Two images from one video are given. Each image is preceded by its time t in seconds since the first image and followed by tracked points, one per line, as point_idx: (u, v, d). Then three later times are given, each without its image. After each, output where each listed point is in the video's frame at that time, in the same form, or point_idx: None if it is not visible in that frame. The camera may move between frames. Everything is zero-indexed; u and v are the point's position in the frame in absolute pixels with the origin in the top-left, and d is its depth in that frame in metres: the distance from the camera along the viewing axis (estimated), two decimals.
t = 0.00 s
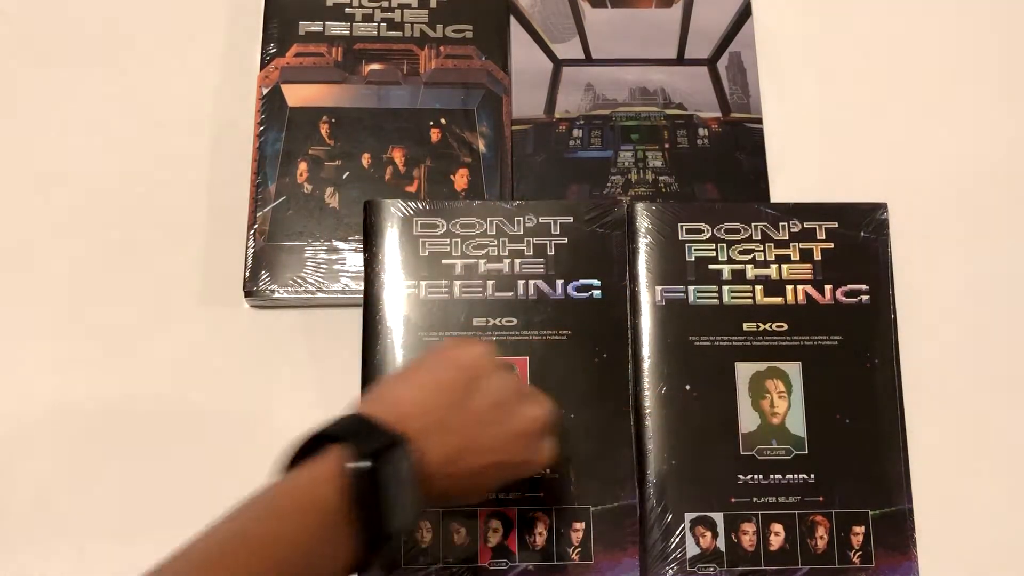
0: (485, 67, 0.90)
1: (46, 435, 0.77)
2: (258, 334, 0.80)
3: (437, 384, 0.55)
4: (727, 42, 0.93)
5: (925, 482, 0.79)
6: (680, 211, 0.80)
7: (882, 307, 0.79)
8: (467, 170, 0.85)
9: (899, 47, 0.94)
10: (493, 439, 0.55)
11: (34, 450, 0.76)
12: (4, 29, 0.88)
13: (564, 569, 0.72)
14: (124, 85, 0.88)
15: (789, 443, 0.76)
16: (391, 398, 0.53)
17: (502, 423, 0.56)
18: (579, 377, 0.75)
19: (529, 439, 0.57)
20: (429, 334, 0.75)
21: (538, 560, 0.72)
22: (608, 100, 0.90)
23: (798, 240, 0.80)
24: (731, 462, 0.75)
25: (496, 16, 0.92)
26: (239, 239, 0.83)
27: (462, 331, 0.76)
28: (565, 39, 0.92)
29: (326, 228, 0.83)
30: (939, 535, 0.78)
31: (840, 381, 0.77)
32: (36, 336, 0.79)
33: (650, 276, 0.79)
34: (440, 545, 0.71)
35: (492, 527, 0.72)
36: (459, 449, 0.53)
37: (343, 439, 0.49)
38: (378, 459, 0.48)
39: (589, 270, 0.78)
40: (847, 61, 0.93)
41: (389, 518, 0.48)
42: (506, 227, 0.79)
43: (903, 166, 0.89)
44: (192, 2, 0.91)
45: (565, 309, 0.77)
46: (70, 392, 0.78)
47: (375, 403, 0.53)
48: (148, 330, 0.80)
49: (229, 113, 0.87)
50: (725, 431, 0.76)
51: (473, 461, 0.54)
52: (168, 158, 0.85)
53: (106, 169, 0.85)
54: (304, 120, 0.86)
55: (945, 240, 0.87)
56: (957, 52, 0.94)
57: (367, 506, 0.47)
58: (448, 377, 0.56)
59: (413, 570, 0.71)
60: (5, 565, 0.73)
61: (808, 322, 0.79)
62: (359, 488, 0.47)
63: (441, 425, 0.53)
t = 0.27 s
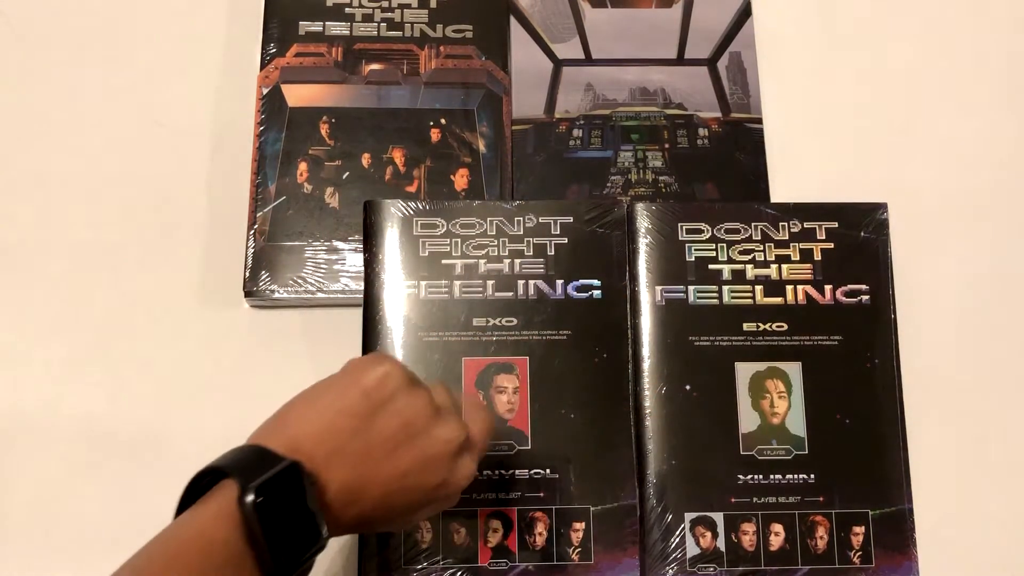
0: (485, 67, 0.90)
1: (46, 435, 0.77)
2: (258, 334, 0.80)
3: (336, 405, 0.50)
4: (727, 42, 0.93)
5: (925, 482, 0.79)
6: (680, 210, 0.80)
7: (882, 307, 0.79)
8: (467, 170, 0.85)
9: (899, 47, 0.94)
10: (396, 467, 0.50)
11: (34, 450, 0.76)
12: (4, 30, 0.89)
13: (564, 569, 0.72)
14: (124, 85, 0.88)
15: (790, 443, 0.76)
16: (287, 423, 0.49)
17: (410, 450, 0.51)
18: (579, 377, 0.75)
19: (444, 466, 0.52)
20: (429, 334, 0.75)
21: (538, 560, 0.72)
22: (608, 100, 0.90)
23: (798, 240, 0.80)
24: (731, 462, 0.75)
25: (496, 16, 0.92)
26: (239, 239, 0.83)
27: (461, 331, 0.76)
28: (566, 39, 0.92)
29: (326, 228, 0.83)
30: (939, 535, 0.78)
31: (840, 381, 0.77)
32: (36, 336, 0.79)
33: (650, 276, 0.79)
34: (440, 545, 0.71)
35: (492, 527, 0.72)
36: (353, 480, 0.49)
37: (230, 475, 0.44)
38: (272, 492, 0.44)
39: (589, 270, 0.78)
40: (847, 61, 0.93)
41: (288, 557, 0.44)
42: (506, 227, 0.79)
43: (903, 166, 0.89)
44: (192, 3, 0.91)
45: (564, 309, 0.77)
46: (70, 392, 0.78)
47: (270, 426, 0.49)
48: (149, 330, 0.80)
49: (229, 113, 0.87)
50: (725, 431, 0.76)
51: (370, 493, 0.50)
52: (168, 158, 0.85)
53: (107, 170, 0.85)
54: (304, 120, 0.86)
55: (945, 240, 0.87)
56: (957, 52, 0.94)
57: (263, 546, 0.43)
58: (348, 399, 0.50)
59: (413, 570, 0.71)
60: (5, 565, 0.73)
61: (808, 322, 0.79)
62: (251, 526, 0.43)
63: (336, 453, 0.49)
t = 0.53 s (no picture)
0: (485, 67, 0.90)
1: (46, 435, 0.77)
2: (258, 334, 0.80)
3: (293, 448, 0.62)
4: (727, 42, 0.93)
5: (924, 482, 0.79)
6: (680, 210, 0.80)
7: (883, 307, 0.79)
8: (467, 170, 0.85)
9: (899, 47, 0.94)
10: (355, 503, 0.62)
11: (35, 450, 0.76)
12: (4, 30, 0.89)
13: (564, 569, 0.72)
14: (124, 85, 0.88)
15: (790, 443, 0.76)
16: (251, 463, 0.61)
17: (363, 486, 0.63)
18: (579, 377, 0.75)
19: (391, 505, 0.64)
20: (429, 334, 0.75)
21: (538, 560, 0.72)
22: (608, 100, 0.90)
23: (798, 240, 0.80)
24: (731, 462, 0.75)
25: (496, 16, 0.92)
26: (239, 240, 0.83)
27: (462, 331, 0.76)
28: (566, 39, 0.92)
29: (326, 228, 0.83)
30: (939, 535, 0.78)
31: (840, 380, 0.77)
32: (36, 336, 0.79)
33: (650, 276, 0.79)
34: (440, 545, 0.71)
35: (492, 527, 0.72)
36: (315, 510, 0.60)
37: (205, 510, 0.53)
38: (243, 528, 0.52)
39: (589, 270, 0.78)
40: (847, 61, 0.93)
41: None
42: (506, 227, 0.79)
43: (903, 166, 0.89)
44: (192, 3, 0.91)
45: (564, 309, 0.77)
46: (70, 392, 0.78)
47: (234, 467, 0.60)
48: (149, 330, 0.80)
49: (229, 113, 0.87)
50: (725, 431, 0.76)
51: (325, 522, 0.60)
52: (169, 158, 0.85)
53: (106, 169, 0.85)
54: (304, 120, 0.86)
55: (945, 240, 0.87)
56: (958, 52, 0.94)
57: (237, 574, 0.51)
58: (311, 440, 0.63)
59: (413, 570, 0.71)
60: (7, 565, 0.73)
61: (809, 322, 0.78)
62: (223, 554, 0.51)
63: (296, 486, 0.60)
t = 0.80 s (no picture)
0: (485, 67, 0.90)
1: (46, 435, 0.77)
2: (258, 334, 0.80)
3: (480, 401, 0.52)
4: (726, 42, 0.93)
5: (924, 482, 0.79)
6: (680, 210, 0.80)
7: (882, 307, 0.79)
8: (467, 170, 0.85)
9: (898, 47, 0.94)
10: (510, 454, 0.50)
11: (35, 449, 0.76)
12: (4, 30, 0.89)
13: (564, 569, 0.72)
14: (125, 85, 0.88)
15: (790, 443, 0.76)
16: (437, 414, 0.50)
17: (537, 442, 0.52)
18: (579, 377, 0.75)
19: (557, 465, 0.54)
20: (429, 334, 0.75)
21: (538, 560, 0.72)
22: (608, 100, 0.90)
23: (798, 240, 0.80)
24: (731, 462, 0.75)
25: (496, 16, 0.92)
26: (239, 240, 0.83)
27: (461, 331, 0.76)
28: (566, 39, 0.92)
29: (326, 228, 0.83)
30: (938, 535, 0.78)
31: (840, 380, 0.77)
32: (36, 336, 0.79)
33: (650, 276, 0.79)
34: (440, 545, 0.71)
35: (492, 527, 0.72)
36: (486, 458, 0.49)
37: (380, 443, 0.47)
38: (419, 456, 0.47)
39: (589, 270, 0.78)
40: (847, 61, 0.93)
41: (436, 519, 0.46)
42: (506, 227, 0.79)
43: (903, 166, 0.89)
44: (192, 3, 0.91)
45: (564, 309, 0.77)
46: (70, 391, 0.78)
47: (408, 414, 0.51)
48: (149, 330, 0.80)
49: (229, 113, 0.87)
50: (725, 431, 0.76)
51: (500, 468, 0.50)
52: (169, 158, 0.85)
53: (107, 169, 0.85)
54: (304, 120, 0.86)
55: (945, 241, 0.87)
56: (958, 52, 0.94)
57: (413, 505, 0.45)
58: (472, 395, 0.52)
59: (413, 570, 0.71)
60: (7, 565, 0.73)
61: (809, 322, 0.78)
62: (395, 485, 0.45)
63: (468, 434, 0.49)
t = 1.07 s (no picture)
0: (485, 67, 0.90)
1: (46, 435, 0.77)
2: (258, 334, 0.80)
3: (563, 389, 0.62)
4: (726, 42, 0.93)
5: (924, 482, 0.79)
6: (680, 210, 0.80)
7: (882, 307, 0.79)
8: (467, 170, 0.85)
9: (898, 47, 0.94)
10: (616, 434, 0.61)
11: (34, 450, 0.76)
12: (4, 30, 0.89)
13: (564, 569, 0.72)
14: (124, 85, 0.88)
15: (790, 443, 0.76)
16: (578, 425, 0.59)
17: (624, 424, 0.62)
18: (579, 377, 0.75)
19: (642, 443, 0.64)
20: (429, 334, 0.75)
21: (538, 560, 0.72)
22: (608, 100, 0.90)
23: (798, 240, 0.80)
24: (731, 462, 0.75)
25: (496, 16, 0.92)
26: (239, 240, 0.83)
27: (461, 331, 0.76)
28: (565, 39, 0.92)
29: (326, 228, 0.83)
30: (938, 535, 0.78)
31: (839, 380, 0.77)
32: (36, 336, 0.79)
33: (650, 276, 0.79)
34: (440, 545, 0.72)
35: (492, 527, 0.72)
36: (588, 435, 0.59)
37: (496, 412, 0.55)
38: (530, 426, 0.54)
39: (589, 270, 0.78)
40: (847, 61, 0.93)
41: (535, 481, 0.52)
42: (506, 227, 0.79)
43: (902, 166, 0.89)
44: (192, 3, 0.91)
45: (565, 309, 0.77)
46: (69, 392, 0.78)
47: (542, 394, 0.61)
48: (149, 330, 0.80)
49: (229, 113, 0.87)
50: (725, 432, 0.76)
51: (592, 448, 0.59)
52: (169, 158, 0.85)
53: (106, 169, 0.85)
54: (304, 120, 0.86)
55: (945, 241, 0.87)
56: (958, 52, 0.94)
57: (531, 467, 0.52)
58: (571, 380, 0.64)
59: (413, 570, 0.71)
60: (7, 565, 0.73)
61: (808, 322, 0.79)
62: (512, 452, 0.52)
63: (579, 409, 0.61)
